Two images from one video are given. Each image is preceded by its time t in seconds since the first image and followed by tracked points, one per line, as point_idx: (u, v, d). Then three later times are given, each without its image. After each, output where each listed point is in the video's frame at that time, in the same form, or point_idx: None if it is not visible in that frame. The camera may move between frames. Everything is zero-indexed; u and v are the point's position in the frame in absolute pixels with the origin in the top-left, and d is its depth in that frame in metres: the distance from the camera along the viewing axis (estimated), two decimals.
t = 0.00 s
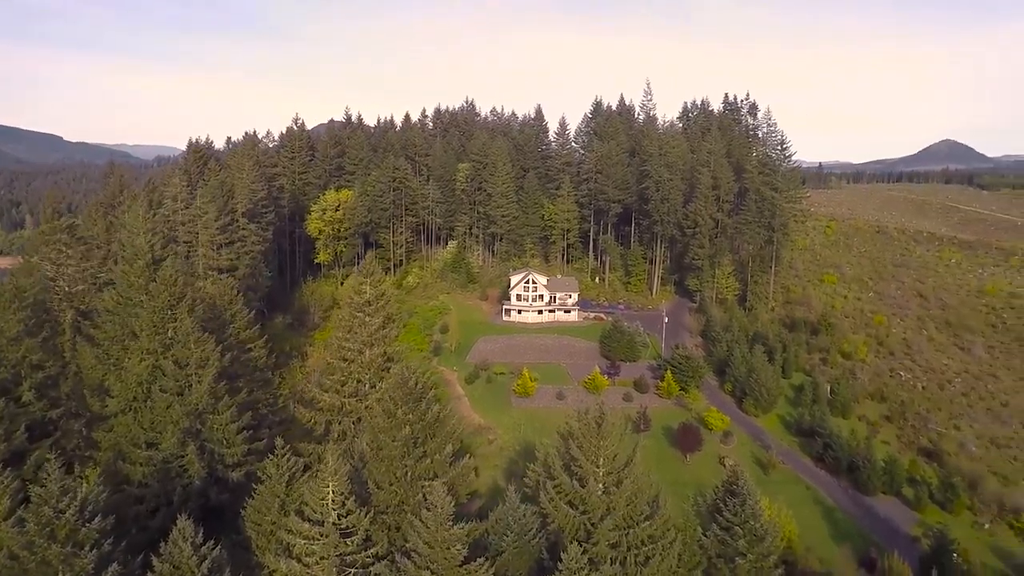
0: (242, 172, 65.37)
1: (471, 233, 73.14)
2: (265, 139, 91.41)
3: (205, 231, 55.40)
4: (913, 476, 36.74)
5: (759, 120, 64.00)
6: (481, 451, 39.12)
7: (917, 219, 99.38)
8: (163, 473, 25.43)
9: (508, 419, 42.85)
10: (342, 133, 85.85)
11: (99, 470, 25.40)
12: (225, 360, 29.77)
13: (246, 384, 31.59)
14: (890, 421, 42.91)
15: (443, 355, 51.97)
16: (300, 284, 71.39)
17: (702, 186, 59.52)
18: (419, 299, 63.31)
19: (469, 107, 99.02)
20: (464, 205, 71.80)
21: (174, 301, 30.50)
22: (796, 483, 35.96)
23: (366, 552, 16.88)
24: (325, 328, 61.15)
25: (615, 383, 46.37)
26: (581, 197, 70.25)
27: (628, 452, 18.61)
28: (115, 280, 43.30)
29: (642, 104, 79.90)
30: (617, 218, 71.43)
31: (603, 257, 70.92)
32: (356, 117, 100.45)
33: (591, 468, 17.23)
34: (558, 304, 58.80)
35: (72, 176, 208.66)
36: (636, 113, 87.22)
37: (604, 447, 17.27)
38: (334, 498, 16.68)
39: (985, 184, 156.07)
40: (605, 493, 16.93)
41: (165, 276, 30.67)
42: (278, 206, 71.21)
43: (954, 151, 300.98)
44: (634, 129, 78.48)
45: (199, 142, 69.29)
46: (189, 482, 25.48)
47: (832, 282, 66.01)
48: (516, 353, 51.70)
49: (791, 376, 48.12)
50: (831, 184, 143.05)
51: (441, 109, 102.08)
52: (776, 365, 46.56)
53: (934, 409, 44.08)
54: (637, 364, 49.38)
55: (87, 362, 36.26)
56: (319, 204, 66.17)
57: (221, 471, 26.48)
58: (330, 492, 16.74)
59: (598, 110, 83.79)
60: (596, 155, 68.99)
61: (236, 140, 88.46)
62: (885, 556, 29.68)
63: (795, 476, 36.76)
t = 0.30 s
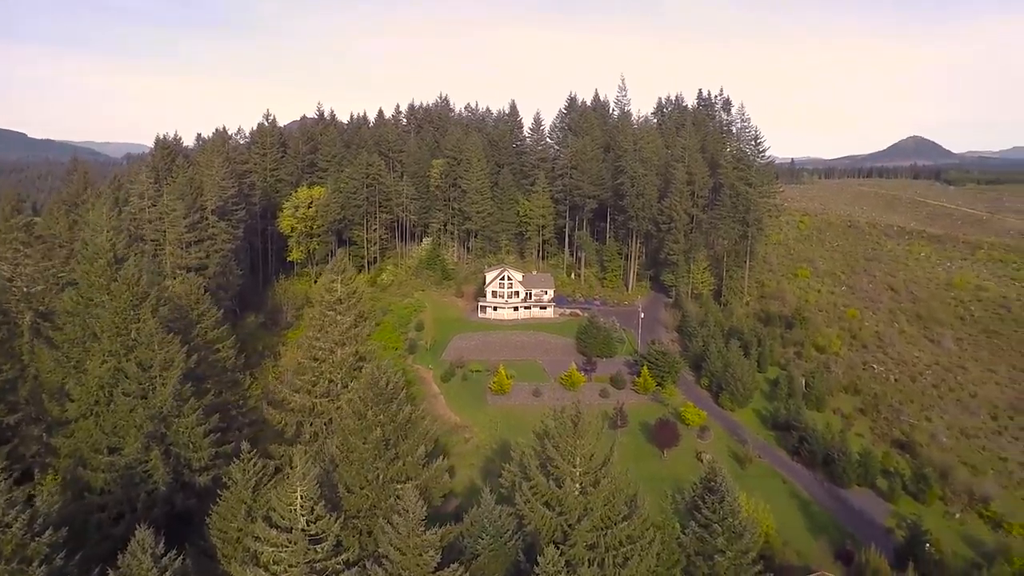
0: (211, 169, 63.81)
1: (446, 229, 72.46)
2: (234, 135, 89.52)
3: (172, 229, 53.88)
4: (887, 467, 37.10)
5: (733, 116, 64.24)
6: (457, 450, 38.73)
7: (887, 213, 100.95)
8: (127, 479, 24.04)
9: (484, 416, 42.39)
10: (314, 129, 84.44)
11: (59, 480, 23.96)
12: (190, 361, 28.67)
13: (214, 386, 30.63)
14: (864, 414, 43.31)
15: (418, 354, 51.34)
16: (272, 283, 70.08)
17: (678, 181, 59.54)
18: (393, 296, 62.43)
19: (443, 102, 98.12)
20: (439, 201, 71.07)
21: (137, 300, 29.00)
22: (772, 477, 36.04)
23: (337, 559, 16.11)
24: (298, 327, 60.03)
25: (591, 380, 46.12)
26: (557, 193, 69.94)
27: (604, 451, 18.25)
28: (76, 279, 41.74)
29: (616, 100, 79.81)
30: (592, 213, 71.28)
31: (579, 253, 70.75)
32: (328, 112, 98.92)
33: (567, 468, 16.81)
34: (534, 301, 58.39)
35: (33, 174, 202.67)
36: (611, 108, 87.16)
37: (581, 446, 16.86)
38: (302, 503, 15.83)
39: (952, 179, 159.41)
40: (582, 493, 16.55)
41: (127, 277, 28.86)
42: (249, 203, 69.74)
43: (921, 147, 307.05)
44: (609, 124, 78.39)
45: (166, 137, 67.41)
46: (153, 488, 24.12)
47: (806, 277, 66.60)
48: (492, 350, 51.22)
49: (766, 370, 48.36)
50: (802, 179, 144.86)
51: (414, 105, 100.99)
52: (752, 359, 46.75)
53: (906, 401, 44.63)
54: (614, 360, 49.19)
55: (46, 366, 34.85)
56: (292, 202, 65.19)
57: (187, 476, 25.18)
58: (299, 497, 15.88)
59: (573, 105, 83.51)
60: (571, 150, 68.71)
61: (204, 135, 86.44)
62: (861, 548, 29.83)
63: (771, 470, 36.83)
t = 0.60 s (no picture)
0: (181, 166, 62.22)
1: (422, 226, 71.63)
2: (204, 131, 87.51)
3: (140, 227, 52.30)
4: (864, 459, 37.35)
5: (708, 111, 64.33)
6: (435, 449, 38.22)
7: (859, 208, 102.23)
8: (88, 487, 22.89)
9: (461, 414, 41.88)
10: (286, 125, 82.90)
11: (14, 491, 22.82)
12: (156, 362, 27.54)
13: (183, 388, 29.62)
14: (840, 407, 43.61)
15: (394, 352, 50.65)
16: (244, 281, 68.70)
17: (654, 176, 59.46)
18: (368, 294, 61.46)
19: (418, 98, 97.05)
20: (414, 197, 70.22)
21: (99, 301, 27.75)
22: (750, 472, 36.06)
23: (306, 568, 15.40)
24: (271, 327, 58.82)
25: (569, 376, 45.78)
26: (533, 188, 69.51)
27: (582, 451, 17.85)
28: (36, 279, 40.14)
29: (592, 95, 79.54)
30: (569, 209, 70.99)
31: (556, 249, 70.45)
32: (300, 108, 97.21)
33: (545, 468, 16.34)
34: (510, 297, 57.87)
35: None
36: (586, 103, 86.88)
37: (558, 446, 16.41)
38: (270, 510, 15.04)
39: (921, 174, 162.22)
40: (560, 494, 16.12)
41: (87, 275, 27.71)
42: (220, 200, 68.17)
43: (891, 143, 312.26)
44: (585, 120, 78.11)
45: (133, 133, 65.51)
46: (116, 496, 22.82)
47: (781, 271, 67.00)
48: (469, 348, 50.66)
49: (743, 364, 48.49)
50: (776, 175, 146.18)
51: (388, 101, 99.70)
52: (728, 354, 46.84)
53: (881, 393, 45.04)
54: (591, 356, 48.93)
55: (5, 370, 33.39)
56: (263, 198, 63.89)
57: (152, 482, 23.86)
58: (267, 504, 15.07)
59: (548, 101, 83.06)
60: (547, 146, 68.30)
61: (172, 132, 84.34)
62: (839, 542, 29.91)
63: (750, 464, 36.84)
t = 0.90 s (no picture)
0: (148, 162, 60.47)
1: (396, 223, 70.76)
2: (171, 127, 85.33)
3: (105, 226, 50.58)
4: (841, 452, 37.53)
5: (683, 106, 64.26)
6: (410, 447, 37.71)
7: (831, 203, 103.44)
8: (43, 498, 21.52)
9: (438, 413, 41.27)
10: (256, 120, 81.22)
11: None
12: (118, 364, 26.45)
13: (148, 392, 28.49)
14: (816, 400, 43.83)
15: (370, 351, 49.81)
16: (215, 280, 67.20)
17: (630, 171, 59.30)
18: (342, 292, 60.40)
19: (391, 93, 95.86)
20: (388, 194, 69.28)
21: (57, 302, 26.55)
22: (728, 466, 35.96)
23: None
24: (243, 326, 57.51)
25: (546, 373, 45.38)
26: (508, 184, 68.96)
27: (560, 451, 17.41)
28: None
29: (567, 90, 79.12)
30: (545, 205, 70.60)
31: (532, 245, 70.02)
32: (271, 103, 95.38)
33: (523, 470, 15.85)
34: (487, 294, 57.29)
35: None
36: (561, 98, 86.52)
37: (537, 447, 15.92)
38: (236, 520, 14.22)
39: (891, 169, 165.00)
40: (539, 497, 15.65)
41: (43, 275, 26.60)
42: (188, 197, 66.41)
43: (861, 138, 317.42)
44: (560, 115, 77.74)
45: (97, 129, 63.45)
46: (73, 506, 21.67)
47: (757, 265, 67.32)
48: (445, 345, 50.02)
49: (720, 358, 48.55)
50: (750, 170, 147.35)
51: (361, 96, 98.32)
52: (705, 349, 46.85)
53: (856, 386, 45.37)
54: (569, 353, 48.58)
55: None
56: (235, 196, 63.50)
57: (114, 490, 22.82)
58: (232, 514, 14.26)
59: (523, 96, 82.54)
60: (523, 141, 67.74)
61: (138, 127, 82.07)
62: (818, 536, 29.91)
63: (729, 459, 36.77)
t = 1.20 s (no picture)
0: (116, 159, 58.66)
1: (373, 219, 69.82)
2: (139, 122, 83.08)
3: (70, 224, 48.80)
4: (820, 446, 37.59)
5: (660, 101, 64.08)
6: (389, 447, 36.90)
7: (806, 197, 104.38)
8: None
9: (416, 412, 40.56)
10: (227, 116, 79.47)
11: None
12: (79, 368, 25.20)
13: (112, 396, 27.32)
14: (795, 394, 43.92)
15: (346, 350, 48.87)
16: (187, 280, 65.65)
17: (608, 166, 58.99)
18: (318, 290, 59.25)
19: (366, 88, 94.53)
20: (365, 190, 68.31)
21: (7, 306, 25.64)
22: (709, 462, 35.79)
23: None
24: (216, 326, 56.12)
25: (525, 370, 44.88)
26: (486, 180, 68.29)
27: (542, 454, 16.90)
28: None
29: (545, 85, 78.59)
30: (523, 201, 70.06)
31: (510, 241, 69.46)
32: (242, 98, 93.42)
33: (502, 474, 15.30)
34: (465, 291, 56.62)
35: None
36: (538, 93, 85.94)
37: (516, 449, 15.39)
38: (201, 532, 13.32)
39: (864, 164, 167.28)
40: (519, 501, 15.09)
41: None
42: (158, 194, 64.61)
43: (834, 133, 321.82)
44: (537, 110, 77.22)
45: (61, 124, 61.34)
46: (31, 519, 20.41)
47: (735, 260, 67.52)
48: (423, 343, 49.31)
49: (699, 353, 48.47)
50: (727, 165, 148.16)
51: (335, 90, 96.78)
52: (685, 344, 46.71)
53: (834, 379, 45.60)
54: (549, 349, 48.10)
55: None
56: (208, 192, 61.90)
57: (74, 500, 21.89)
58: (197, 525, 13.39)
59: (500, 91, 81.84)
60: (499, 136, 67.27)
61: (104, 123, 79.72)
62: (801, 532, 29.84)
63: (709, 455, 36.61)
